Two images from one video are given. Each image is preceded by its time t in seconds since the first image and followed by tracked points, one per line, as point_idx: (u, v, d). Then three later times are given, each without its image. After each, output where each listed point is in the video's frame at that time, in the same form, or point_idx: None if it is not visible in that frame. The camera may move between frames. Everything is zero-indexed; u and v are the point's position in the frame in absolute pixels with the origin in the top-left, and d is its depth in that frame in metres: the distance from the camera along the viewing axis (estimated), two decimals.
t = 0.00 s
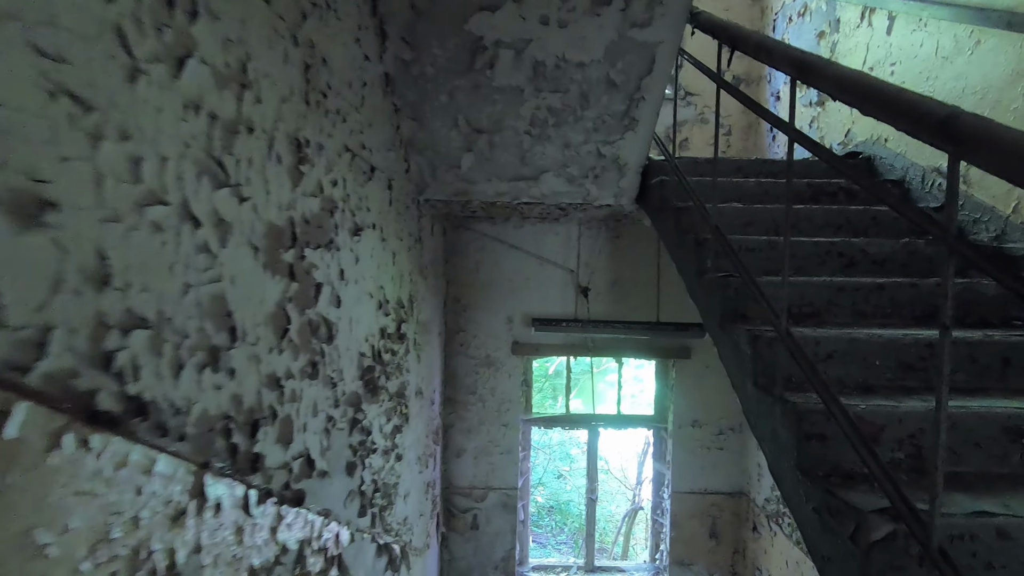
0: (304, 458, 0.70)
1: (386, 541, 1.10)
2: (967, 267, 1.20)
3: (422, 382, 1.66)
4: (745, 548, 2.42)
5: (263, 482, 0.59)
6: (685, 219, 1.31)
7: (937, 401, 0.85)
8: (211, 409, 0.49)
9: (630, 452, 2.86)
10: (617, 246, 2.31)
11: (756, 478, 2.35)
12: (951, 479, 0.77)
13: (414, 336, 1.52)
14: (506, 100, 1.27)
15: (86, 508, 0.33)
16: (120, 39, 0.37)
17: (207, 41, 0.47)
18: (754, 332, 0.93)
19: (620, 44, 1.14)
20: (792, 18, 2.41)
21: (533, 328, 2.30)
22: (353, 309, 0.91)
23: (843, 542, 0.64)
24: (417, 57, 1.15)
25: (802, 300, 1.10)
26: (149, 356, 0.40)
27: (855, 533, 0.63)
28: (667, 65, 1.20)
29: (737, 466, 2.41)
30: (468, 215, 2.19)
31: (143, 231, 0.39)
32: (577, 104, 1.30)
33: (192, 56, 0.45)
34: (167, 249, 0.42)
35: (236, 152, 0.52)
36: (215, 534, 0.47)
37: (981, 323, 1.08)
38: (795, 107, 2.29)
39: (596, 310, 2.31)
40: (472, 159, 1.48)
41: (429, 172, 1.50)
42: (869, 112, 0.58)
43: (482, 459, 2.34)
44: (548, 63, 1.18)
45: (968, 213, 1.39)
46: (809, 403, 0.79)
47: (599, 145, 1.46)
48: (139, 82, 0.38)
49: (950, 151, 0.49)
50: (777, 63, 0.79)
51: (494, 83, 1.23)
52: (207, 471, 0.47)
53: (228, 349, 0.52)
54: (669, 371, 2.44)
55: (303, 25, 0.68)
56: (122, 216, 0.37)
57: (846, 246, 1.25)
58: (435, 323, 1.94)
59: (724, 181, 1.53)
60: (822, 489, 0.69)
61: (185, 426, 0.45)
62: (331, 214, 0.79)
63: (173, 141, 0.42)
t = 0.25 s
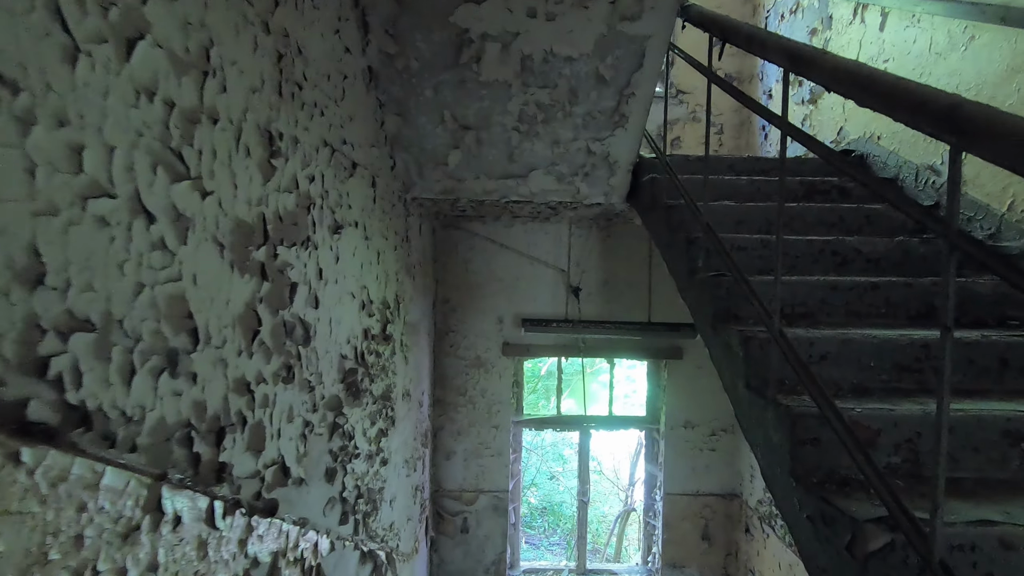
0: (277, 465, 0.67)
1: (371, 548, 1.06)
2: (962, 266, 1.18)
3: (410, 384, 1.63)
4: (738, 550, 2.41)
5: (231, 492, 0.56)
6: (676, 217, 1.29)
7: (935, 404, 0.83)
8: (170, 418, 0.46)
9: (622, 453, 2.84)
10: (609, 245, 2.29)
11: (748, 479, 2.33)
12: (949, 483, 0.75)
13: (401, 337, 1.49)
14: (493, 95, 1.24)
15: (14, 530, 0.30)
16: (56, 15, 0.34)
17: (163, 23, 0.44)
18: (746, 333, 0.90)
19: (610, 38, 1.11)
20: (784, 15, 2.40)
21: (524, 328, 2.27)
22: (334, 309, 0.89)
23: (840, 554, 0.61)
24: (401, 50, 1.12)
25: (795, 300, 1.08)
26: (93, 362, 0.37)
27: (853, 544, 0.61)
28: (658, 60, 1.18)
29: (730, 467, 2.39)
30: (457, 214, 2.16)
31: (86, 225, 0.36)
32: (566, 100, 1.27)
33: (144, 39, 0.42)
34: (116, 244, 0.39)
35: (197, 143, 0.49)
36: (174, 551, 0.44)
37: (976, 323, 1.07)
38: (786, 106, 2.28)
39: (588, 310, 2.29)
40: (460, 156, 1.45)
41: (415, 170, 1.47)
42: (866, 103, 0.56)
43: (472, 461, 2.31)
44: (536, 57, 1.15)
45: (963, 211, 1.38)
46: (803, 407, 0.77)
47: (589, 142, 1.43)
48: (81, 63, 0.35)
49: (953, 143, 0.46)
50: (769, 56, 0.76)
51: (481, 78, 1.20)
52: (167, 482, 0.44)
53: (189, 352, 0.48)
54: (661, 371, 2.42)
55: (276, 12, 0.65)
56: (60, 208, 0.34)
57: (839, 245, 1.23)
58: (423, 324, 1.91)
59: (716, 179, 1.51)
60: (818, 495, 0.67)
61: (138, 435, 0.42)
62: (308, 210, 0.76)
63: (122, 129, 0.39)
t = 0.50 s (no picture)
0: (262, 472, 0.66)
1: (360, 553, 1.05)
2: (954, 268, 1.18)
3: (401, 387, 1.62)
4: (732, 551, 2.40)
5: (213, 501, 0.55)
6: (669, 218, 1.28)
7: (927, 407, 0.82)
8: (146, 427, 0.44)
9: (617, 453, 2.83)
10: (602, 246, 2.28)
11: (742, 481, 2.33)
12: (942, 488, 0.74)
13: (392, 339, 1.47)
14: (484, 96, 1.23)
15: None
16: (19, 11, 0.32)
17: (137, 21, 0.42)
18: (739, 335, 0.89)
19: (601, 38, 1.10)
20: (777, 15, 2.39)
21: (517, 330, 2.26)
22: (321, 312, 0.87)
23: (832, 562, 0.61)
24: (391, 50, 1.11)
25: (788, 302, 1.07)
26: (62, 371, 0.36)
27: (845, 551, 0.60)
28: (650, 60, 1.17)
29: (724, 468, 2.39)
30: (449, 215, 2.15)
31: (52, 229, 0.35)
32: (558, 101, 1.26)
33: (116, 36, 0.40)
34: (86, 249, 0.38)
35: (174, 144, 0.48)
36: (152, 563, 0.43)
37: (969, 325, 1.06)
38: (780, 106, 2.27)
39: (581, 312, 2.28)
40: (451, 156, 1.44)
41: (406, 170, 1.46)
42: (857, 104, 0.55)
43: (465, 463, 2.30)
44: (527, 57, 1.14)
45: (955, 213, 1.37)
46: (795, 411, 0.76)
47: (581, 143, 1.42)
48: (46, 61, 0.34)
49: (945, 144, 0.45)
50: (761, 56, 0.76)
51: (471, 78, 1.19)
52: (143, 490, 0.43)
53: (166, 358, 0.47)
54: (654, 373, 2.42)
55: (259, 9, 0.64)
56: (23, 211, 0.33)
57: (832, 246, 1.23)
58: (416, 326, 1.90)
59: (708, 180, 1.50)
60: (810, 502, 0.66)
61: (112, 444, 0.40)
62: (294, 212, 0.75)
63: (93, 130, 0.38)
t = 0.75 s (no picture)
0: (260, 477, 0.65)
1: (358, 557, 1.04)
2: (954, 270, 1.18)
3: (400, 389, 1.61)
4: (730, 552, 2.40)
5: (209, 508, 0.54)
6: (669, 220, 1.28)
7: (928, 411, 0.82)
8: (142, 434, 0.44)
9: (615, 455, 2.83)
10: (601, 247, 2.28)
11: (740, 482, 2.33)
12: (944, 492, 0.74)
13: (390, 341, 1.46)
14: (483, 96, 1.23)
15: None
16: (11, 11, 0.32)
17: (132, 21, 0.42)
18: (740, 339, 0.89)
19: (601, 38, 1.10)
20: (776, 16, 2.39)
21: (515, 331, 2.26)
22: (319, 315, 0.86)
23: (835, 568, 0.61)
24: (389, 50, 1.10)
25: (788, 304, 1.07)
26: (56, 378, 0.35)
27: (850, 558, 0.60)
28: (649, 61, 1.16)
29: (722, 469, 2.39)
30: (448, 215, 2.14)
31: (45, 233, 0.34)
32: (557, 101, 1.26)
33: (110, 36, 0.40)
34: (79, 253, 0.37)
35: (170, 146, 0.47)
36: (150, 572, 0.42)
37: (969, 327, 1.06)
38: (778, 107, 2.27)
39: (579, 313, 2.28)
40: (450, 157, 1.43)
41: (404, 171, 1.45)
42: (860, 106, 0.55)
43: (463, 464, 2.29)
44: (526, 58, 1.13)
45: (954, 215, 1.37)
46: (796, 415, 0.76)
47: (580, 144, 1.41)
48: (39, 62, 0.33)
49: (951, 148, 0.45)
50: (763, 58, 0.75)
51: (470, 79, 1.18)
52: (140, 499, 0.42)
53: (162, 364, 0.46)
54: (653, 374, 2.41)
55: (256, 9, 0.63)
56: (15, 215, 0.32)
57: (832, 248, 1.23)
58: (414, 327, 1.89)
59: (708, 181, 1.50)
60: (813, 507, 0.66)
61: (107, 452, 0.40)
62: (291, 215, 0.74)
63: (87, 132, 0.37)
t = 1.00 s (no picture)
0: (258, 480, 0.64)
1: (357, 559, 1.03)
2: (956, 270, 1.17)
3: (398, 390, 1.60)
4: (729, 552, 2.40)
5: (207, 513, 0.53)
6: (670, 220, 1.27)
7: (933, 412, 0.81)
8: (137, 438, 0.42)
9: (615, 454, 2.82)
10: (600, 247, 2.27)
11: (739, 482, 2.32)
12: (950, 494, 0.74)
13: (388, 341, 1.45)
14: (483, 95, 1.22)
15: None
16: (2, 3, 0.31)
17: (127, 14, 0.41)
18: (743, 340, 0.88)
19: (602, 36, 1.09)
20: (776, 15, 2.39)
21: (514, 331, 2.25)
22: (318, 315, 0.85)
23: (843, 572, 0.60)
24: (389, 47, 1.09)
25: (790, 304, 1.06)
26: (48, 382, 0.34)
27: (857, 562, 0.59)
28: (651, 60, 1.16)
29: (721, 469, 2.38)
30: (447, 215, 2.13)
31: (37, 232, 0.33)
32: (558, 100, 1.25)
33: (105, 30, 0.39)
34: (72, 252, 0.36)
35: (166, 143, 0.46)
36: None
37: (972, 327, 1.05)
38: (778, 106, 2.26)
39: (579, 312, 2.27)
40: (449, 156, 1.42)
41: (403, 170, 1.44)
42: (869, 104, 0.54)
43: (462, 465, 2.28)
44: (527, 56, 1.12)
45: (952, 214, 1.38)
46: (801, 416, 0.75)
47: (581, 143, 1.41)
48: (31, 55, 0.32)
49: (963, 145, 0.44)
50: (768, 56, 0.74)
51: (470, 77, 1.17)
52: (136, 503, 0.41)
53: (159, 366, 0.45)
54: (652, 374, 2.41)
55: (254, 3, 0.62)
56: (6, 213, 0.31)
57: (834, 248, 1.22)
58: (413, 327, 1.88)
59: (709, 180, 1.49)
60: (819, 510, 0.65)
61: (101, 456, 0.39)
62: (290, 214, 0.73)
63: (80, 128, 0.36)
